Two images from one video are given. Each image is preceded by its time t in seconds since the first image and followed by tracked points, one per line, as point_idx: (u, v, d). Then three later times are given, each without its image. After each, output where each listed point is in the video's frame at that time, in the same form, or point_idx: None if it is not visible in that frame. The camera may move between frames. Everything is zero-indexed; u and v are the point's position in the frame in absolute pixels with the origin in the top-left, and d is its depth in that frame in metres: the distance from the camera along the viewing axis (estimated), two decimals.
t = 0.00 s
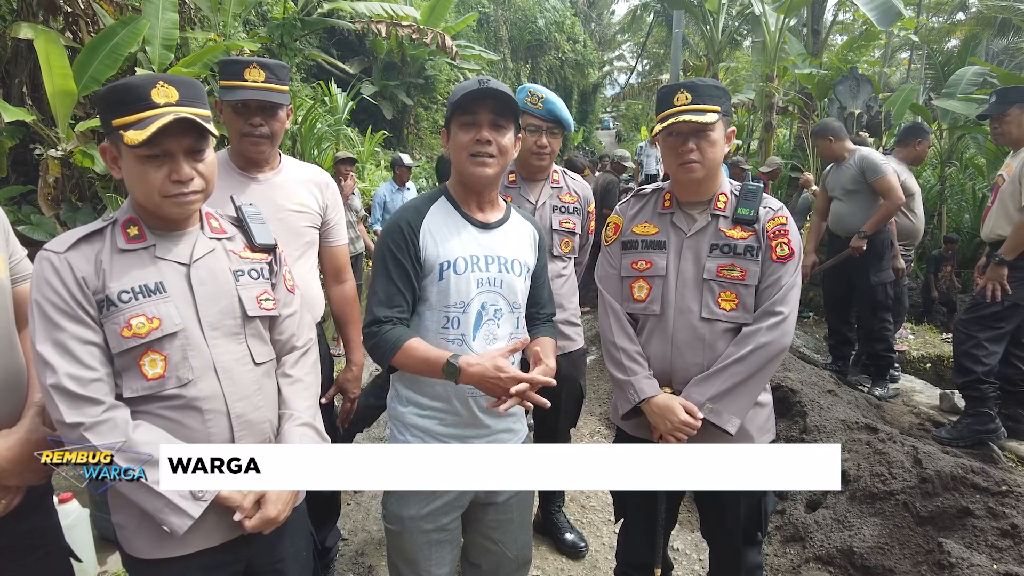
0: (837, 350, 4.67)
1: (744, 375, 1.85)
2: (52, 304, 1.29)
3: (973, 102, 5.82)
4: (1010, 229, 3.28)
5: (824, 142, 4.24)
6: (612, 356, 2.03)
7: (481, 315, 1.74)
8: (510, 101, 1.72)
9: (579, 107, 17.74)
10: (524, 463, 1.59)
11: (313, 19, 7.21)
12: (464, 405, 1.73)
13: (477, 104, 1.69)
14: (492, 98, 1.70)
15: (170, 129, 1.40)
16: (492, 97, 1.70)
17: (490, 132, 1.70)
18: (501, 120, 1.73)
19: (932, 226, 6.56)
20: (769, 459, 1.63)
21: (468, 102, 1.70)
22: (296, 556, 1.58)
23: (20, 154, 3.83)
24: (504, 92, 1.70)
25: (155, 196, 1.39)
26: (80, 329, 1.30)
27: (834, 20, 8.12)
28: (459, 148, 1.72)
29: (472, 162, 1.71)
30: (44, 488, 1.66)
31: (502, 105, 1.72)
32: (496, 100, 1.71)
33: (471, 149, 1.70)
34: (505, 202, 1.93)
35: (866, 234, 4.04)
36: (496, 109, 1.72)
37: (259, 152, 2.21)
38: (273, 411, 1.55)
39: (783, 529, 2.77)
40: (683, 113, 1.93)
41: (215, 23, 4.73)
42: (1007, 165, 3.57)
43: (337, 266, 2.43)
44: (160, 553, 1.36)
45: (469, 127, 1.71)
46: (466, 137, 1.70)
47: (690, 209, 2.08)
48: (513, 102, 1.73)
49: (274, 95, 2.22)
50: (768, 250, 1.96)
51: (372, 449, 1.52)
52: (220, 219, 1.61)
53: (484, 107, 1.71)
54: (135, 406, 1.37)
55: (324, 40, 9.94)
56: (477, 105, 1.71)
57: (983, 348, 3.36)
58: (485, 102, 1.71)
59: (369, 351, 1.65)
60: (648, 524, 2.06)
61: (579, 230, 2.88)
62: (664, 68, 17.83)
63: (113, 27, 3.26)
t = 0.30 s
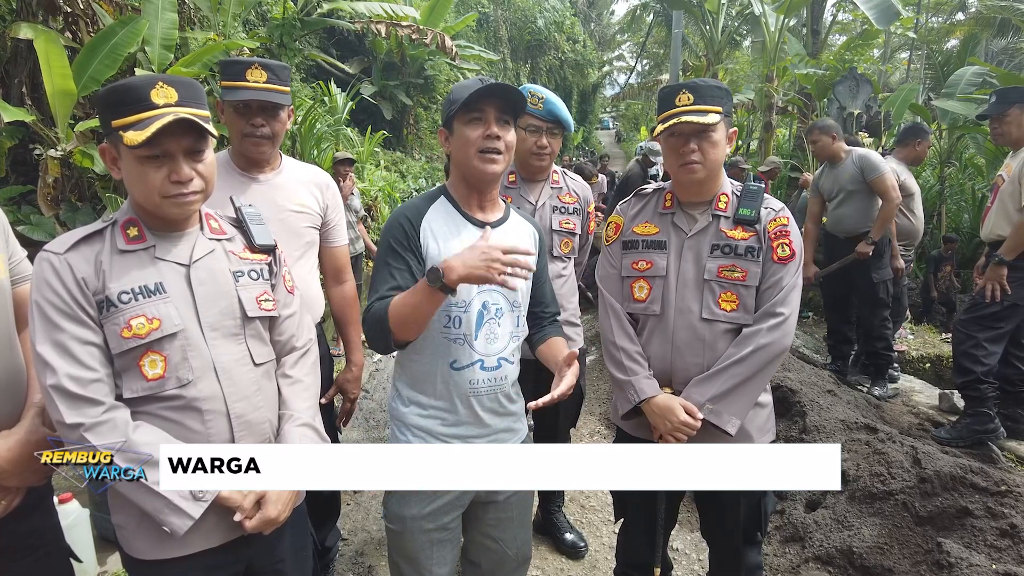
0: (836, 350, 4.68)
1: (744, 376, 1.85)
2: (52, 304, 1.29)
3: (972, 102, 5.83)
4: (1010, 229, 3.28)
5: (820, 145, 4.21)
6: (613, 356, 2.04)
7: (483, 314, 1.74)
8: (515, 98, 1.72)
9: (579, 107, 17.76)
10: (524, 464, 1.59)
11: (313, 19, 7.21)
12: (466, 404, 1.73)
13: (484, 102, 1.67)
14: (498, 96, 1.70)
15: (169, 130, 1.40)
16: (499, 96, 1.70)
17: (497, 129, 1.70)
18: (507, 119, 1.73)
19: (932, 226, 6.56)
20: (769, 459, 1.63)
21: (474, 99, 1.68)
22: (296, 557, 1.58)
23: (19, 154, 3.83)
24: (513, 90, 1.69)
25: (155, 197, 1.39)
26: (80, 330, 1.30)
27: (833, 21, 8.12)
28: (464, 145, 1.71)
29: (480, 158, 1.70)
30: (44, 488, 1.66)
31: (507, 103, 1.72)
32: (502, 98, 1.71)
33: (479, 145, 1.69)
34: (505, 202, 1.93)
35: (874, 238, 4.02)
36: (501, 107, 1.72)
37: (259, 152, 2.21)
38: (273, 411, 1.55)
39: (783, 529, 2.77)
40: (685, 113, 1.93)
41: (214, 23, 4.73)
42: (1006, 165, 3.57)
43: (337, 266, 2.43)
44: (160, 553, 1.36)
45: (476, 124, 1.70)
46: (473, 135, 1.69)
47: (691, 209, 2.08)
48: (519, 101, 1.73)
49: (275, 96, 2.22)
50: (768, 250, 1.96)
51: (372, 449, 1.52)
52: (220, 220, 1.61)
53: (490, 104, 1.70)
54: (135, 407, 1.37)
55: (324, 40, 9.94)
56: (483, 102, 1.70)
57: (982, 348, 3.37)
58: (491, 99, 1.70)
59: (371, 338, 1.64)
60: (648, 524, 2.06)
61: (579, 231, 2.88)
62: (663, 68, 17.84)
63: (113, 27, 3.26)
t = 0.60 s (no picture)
0: (836, 350, 4.68)
1: (743, 377, 1.85)
2: (52, 305, 1.29)
3: (972, 102, 5.83)
4: (1009, 229, 3.28)
5: (823, 145, 4.19)
6: (612, 357, 2.04)
7: (484, 315, 1.74)
8: (515, 100, 1.72)
9: (579, 106, 17.77)
10: (524, 464, 1.59)
11: (313, 19, 7.22)
12: (467, 404, 1.73)
13: (484, 104, 1.68)
14: (498, 98, 1.70)
15: (169, 130, 1.40)
16: (498, 97, 1.70)
17: (498, 131, 1.71)
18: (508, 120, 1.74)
19: (931, 226, 6.57)
20: (768, 460, 1.64)
21: (475, 101, 1.68)
22: (295, 557, 1.58)
23: (19, 154, 3.83)
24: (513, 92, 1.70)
25: (155, 197, 1.39)
26: (80, 330, 1.30)
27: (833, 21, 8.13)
28: (464, 146, 1.71)
29: (481, 159, 1.71)
30: (43, 488, 1.67)
31: (507, 105, 1.72)
32: (502, 100, 1.71)
33: (480, 147, 1.70)
34: (504, 203, 1.94)
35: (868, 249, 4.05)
36: (501, 109, 1.72)
37: (259, 153, 2.22)
38: (273, 411, 1.56)
39: (782, 529, 2.77)
40: (685, 113, 1.93)
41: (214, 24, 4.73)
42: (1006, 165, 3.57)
43: (337, 267, 2.44)
44: (160, 552, 1.36)
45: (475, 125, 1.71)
46: (472, 135, 1.70)
47: (691, 210, 2.08)
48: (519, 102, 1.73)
49: (276, 96, 2.22)
50: (768, 252, 1.96)
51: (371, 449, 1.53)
52: (219, 221, 1.62)
53: (490, 106, 1.71)
54: (135, 407, 1.37)
55: (324, 40, 9.95)
56: (484, 104, 1.70)
57: (982, 348, 3.38)
58: (491, 101, 1.70)
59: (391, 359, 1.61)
60: (647, 524, 2.06)
61: (579, 231, 2.88)
62: (663, 68, 17.84)
63: (112, 27, 3.27)
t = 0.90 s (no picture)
0: (836, 350, 4.68)
1: (742, 378, 1.85)
2: (52, 304, 1.29)
3: (971, 102, 5.83)
4: (1008, 229, 3.29)
5: (824, 144, 4.20)
6: (611, 357, 2.04)
7: (483, 315, 1.74)
8: (511, 103, 1.72)
9: (579, 106, 17.77)
10: (524, 464, 1.59)
11: (312, 19, 7.22)
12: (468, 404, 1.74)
13: (479, 107, 1.68)
14: (494, 101, 1.70)
15: (170, 130, 1.40)
16: (494, 99, 1.70)
17: (492, 135, 1.71)
18: (503, 121, 1.73)
19: (931, 226, 6.57)
20: (768, 460, 1.64)
21: (470, 104, 1.69)
22: (295, 557, 1.58)
23: (19, 155, 3.83)
24: (507, 95, 1.70)
25: (156, 197, 1.39)
26: (80, 330, 1.30)
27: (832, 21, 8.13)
28: (460, 150, 1.72)
29: (474, 164, 1.72)
30: (43, 488, 1.66)
31: (504, 108, 1.72)
32: (498, 102, 1.71)
33: (473, 152, 1.71)
34: (505, 204, 1.94)
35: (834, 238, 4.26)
36: (497, 111, 1.72)
37: (259, 153, 2.22)
38: (272, 411, 1.56)
39: (781, 529, 2.77)
40: (685, 113, 1.93)
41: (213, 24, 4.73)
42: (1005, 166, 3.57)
43: (337, 267, 2.44)
44: (160, 552, 1.36)
45: (471, 128, 1.71)
46: (468, 139, 1.71)
47: (691, 210, 2.08)
48: (515, 104, 1.73)
49: (276, 96, 2.22)
50: (768, 252, 1.96)
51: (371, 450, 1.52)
52: (220, 221, 1.62)
53: (485, 109, 1.71)
54: (135, 407, 1.37)
55: (324, 40, 9.95)
56: (479, 106, 1.70)
57: (981, 348, 3.38)
58: (487, 103, 1.71)
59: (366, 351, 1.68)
60: (647, 524, 2.06)
61: (579, 231, 2.88)
62: (662, 68, 17.84)
63: (112, 27, 3.26)
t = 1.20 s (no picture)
0: (835, 349, 4.68)
1: (743, 378, 1.85)
2: (53, 304, 1.29)
3: (971, 102, 5.84)
4: (1008, 229, 3.29)
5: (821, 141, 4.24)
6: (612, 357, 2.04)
7: (478, 312, 1.74)
8: (508, 102, 1.72)
9: (578, 106, 17.76)
10: (524, 463, 1.59)
11: (312, 19, 7.21)
12: (466, 403, 1.74)
13: (474, 105, 1.69)
14: (490, 99, 1.70)
15: (172, 130, 1.40)
16: (490, 98, 1.70)
17: (488, 133, 1.71)
18: (499, 119, 1.73)
19: (931, 226, 6.57)
20: (768, 460, 1.64)
21: (465, 103, 1.69)
22: (296, 557, 1.58)
23: (18, 154, 3.83)
24: (502, 94, 1.71)
25: (157, 196, 1.39)
26: (81, 329, 1.30)
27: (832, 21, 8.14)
28: (456, 148, 1.73)
29: (470, 162, 1.72)
30: (43, 488, 1.66)
31: (501, 107, 1.72)
32: (493, 100, 1.71)
33: (468, 150, 1.71)
34: (503, 203, 1.94)
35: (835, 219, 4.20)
36: (493, 110, 1.72)
37: (259, 153, 2.21)
38: (273, 411, 1.56)
39: (781, 529, 2.77)
40: (685, 113, 1.93)
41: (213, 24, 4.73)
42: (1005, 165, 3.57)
43: (337, 267, 2.43)
44: (160, 553, 1.36)
45: (467, 127, 1.72)
46: (463, 137, 1.71)
47: (691, 210, 2.08)
48: (511, 103, 1.73)
49: (276, 96, 2.22)
50: (768, 252, 1.96)
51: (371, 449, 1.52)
52: (221, 220, 1.62)
53: (481, 107, 1.71)
54: (136, 407, 1.37)
55: (324, 40, 9.94)
56: (475, 105, 1.71)
57: (981, 348, 3.38)
58: (483, 102, 1.71)
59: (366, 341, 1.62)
60: (647, 524, 2.06)
61: (579, 231, 2.88)
62: (662, 68, 17.84)
63: (111, 27, 3.26)
